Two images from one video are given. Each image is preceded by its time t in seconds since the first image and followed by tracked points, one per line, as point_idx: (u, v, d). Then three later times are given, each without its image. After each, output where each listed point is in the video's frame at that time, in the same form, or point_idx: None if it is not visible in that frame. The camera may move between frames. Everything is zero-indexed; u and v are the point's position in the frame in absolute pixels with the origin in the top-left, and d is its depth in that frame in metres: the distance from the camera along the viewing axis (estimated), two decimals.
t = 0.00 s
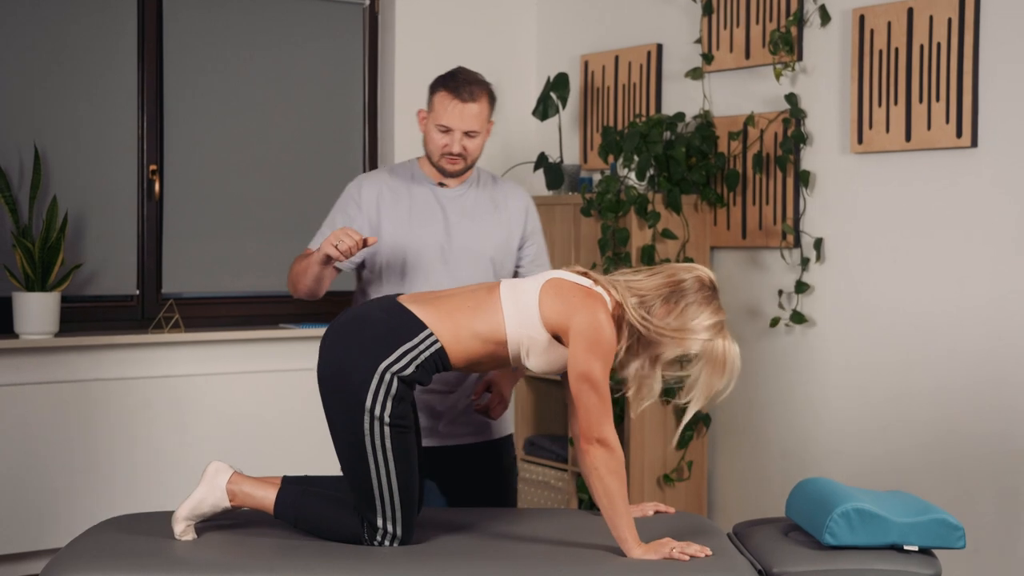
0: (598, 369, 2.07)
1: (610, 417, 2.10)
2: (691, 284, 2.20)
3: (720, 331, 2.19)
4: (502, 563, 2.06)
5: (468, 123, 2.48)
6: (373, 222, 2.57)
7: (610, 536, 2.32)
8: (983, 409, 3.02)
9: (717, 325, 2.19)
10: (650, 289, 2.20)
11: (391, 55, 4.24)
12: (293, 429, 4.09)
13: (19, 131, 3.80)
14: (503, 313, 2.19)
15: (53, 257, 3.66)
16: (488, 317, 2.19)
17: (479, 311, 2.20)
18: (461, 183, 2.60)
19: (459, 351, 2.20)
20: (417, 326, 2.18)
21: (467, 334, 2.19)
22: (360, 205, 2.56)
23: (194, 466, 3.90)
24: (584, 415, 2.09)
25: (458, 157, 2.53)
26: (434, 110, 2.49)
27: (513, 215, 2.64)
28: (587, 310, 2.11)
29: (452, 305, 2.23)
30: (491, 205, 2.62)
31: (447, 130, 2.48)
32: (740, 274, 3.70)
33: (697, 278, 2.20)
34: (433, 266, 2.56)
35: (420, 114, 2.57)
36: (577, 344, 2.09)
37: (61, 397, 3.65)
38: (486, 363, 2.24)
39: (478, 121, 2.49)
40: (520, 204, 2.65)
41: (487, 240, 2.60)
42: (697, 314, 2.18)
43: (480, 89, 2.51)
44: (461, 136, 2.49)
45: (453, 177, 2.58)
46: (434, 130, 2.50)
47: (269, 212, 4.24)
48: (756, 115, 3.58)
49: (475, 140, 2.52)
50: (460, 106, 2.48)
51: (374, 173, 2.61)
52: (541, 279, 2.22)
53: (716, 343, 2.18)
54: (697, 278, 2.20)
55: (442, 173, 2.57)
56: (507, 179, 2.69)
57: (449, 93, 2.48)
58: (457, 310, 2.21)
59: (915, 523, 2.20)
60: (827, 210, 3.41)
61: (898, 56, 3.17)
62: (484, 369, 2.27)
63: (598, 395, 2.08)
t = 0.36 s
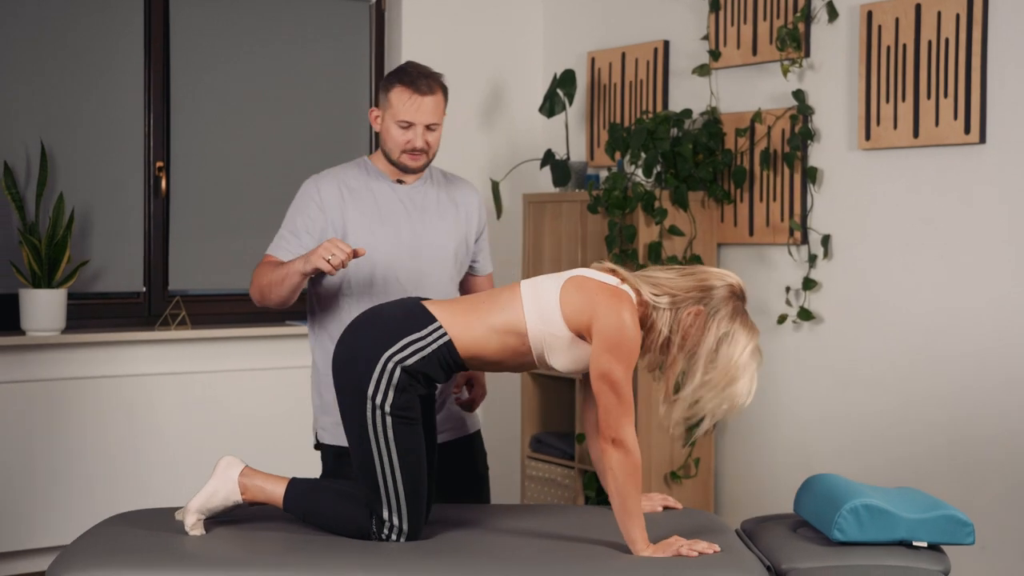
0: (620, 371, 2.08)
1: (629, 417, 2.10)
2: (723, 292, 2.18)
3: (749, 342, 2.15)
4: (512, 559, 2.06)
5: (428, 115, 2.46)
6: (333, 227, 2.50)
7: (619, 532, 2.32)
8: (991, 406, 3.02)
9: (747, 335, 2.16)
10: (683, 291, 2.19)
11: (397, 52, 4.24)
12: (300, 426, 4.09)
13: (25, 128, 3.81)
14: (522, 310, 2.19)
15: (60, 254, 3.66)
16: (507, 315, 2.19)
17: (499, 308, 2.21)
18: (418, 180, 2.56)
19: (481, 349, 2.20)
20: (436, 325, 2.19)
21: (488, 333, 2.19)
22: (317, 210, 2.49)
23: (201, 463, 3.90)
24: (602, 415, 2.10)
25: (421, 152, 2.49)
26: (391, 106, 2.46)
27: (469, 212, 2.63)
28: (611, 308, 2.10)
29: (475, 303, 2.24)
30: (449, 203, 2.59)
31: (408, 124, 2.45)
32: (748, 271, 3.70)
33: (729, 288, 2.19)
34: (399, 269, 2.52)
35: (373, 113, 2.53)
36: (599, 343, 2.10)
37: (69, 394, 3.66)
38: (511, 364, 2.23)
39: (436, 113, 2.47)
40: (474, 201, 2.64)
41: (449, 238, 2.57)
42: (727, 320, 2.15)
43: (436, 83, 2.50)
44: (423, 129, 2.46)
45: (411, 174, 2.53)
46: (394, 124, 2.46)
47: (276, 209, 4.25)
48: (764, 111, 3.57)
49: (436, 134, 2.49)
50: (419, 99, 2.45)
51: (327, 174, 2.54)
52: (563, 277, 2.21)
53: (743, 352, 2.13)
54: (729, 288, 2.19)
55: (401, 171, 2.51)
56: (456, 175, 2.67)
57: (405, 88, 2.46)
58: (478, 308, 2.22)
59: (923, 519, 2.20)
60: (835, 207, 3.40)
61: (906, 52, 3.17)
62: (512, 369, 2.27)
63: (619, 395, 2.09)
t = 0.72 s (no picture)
0: (633, 368, 2.09)
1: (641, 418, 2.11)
2: (743, 300, 2.18)
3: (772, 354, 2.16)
4: (518, 560, 2.06)
5: (416, 113, 2.41)
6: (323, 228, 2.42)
7: (626, 534, 2.31)
8: (999, 408, 3.01)
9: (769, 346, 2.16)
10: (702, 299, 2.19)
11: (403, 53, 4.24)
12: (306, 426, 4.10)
13: (32, 129, 3.82)
14: (537, 307, 2.20)
15: (66, 255, 3.66)
16: (522, 312, 2.20)
17: (515, 304, 2.22)
18: (402, 179, 2.53)
19: (496, 344, 2.21)
20: (453, 316, 2.22)
21: (503, 328, 2.21)
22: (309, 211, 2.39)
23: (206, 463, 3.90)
24: (614, 414, 2.11)
25: (409, 151, 2.45)
26: (380, 104, 2.41)
27: (452, 210, 2.61)
28: (626, 308, 2.11)
29: (493, 299, 2.26)
30: (434, 202, 2.57)
31: (397, 122, 2.40)
32: (754, 272, 3.69)
33: (749, 296, 2.19)
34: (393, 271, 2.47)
35: (357, 113, 2.47)
36: (613, 343, 2.10)
37: (74, 394, 3.66)
38: (526, 362, 2.24)
39: (424, 111, 2.43)
40: (455, 199, 2.63)
41: (438, 236, 2.55)
42: (749, 330, 2.16)
43: (422, 80, 2.45)
44: (412, 128, 2.42)
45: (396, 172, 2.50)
46: (381, 124, 2.41)
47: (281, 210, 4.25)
48: (769, 112, 3.57)
49: (423, 132, 2.45)
50: (407, 96, 2.41)
51: (309, 176, 2.46)
52: (579, 277, 2.22)
53: (768, 365, 2.15)
54: (750, 297, 2.19)
55: (389, 170, 2.46)
56: (431, 174, 2.64)
57: (393, 85, 2.41)
58: (496, 305, 2.24)
59: (930, 520, 2.20)
60: (842, 208, 3.40)
61: (912, 53, 3.16)
62: (526, 369, 2.28)
63: (632, 394, 2.10)
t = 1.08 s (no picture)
0: (644, 366, 2.09)
1: (648, 415, 2.11)
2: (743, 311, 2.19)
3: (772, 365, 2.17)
4: (521, 560, 2.06)
5: (430, 113, 2.41)
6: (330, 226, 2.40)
7: (628, 533, 2.31)
8: (1002, 408, 3.01)
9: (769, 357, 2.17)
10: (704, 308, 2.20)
11: (406, 53, 4.24)
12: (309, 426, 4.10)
13: (36, 129, 3.83)
14: (550, 314, 2.21)
15: (69, 255, 3.67)
16: (534, 320, 2.21)
17: (528, 312, 2.23)
18: (408, 179, 2.51)
19: (508, 353, 2.21)
20: (467, 327, 2.21)
21: (514, 336, 2.21)
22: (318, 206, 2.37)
23: (209, 462, 3.91)
24: (622, 410, 2.11)
25: (421, 150, 2.44)
26: (395, 101, 2.39)
27: (457, 212, 2.60)
28: (638, 307, 2.12)
29: (502, 308, 2.25)
30: (440, 203, 2.56)
31: (410, 120, 2.39)
32: (757, 272, 3.69)
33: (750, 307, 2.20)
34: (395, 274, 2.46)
35: (368, 110, 2.45)
36: (625, 340, 2.11)
37: (77, 394, 3.67)
38: (537, 368, 2.25)
39: (436, 111, 2.43)
40: (460, 201, 2.62)
41: (443, 237, 2.54)
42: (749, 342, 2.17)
43: (438, 80, 2.45)
44: (425, 127, 2.41)
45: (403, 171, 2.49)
46: (394, 121, 2.40)
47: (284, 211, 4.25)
48: (772, 112, 3.57)
49: (434, 132, 2.45)
50: (421, 95, 2.40)
51: (318, 172, 2.44)
52: (589, 281, 2.23)
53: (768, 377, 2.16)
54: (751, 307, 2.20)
55: (398, 169, 2.45)
56: (436, 175, 2.63)
57: (408, 84, 2.40)
58: (506, 313, 2.24)
59: (932, 520, 2.19)
60: (844, 208, 3.40)
61: (915, 53, 3.16)
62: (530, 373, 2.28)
63: (642, 392, 2.10)
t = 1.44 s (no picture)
0: (653, 365, 2.10)
1: (656, 414, 2.12)
2: (751, 315, 2.20)
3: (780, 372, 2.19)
4: (530, 559, 2.07)
5: (451, 112, 2.42)
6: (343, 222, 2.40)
7: (636, 532, 2.31)
8: (1008, 407, 3.00)
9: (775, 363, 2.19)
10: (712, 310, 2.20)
11: (411, 53, 4.25)
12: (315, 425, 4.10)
13: (42, 128, 3.83)
14: (558, 315, 2.21)
15: (76, 254, 3.67)
16: (541, 322, 2.21)
17: (535, 314, 2.22)
18: (422, 179, 2.51)
19: (516, 355, 2.21)
20: (477, 329, 2.20)
21: (522, 337, 2.21)
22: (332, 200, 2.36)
23: (215, 462, 3.91)
24: (630, 408, 2.11)
25: (438, 149, 2.44)
26: (416, 98, 2.40)
27: (471, 213, 2.59)
28: (647, 306, 2.13)
29: (510, 309, 2.25)
30: (454, 204, 2.55)
31: (429, 118, 2.40)
32: (763, 271, 3.69)
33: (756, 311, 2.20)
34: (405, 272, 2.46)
35: (387, 105, 2.45)
36: (634, 340, 2.11)
37: (83, 393, 3.68)
38: (546, 368, 2.25)
39: (456, 112, 2.43)
40: (475, 202, 2.61)
41: (455, 237, 2.53)
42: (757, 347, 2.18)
43: (459, 81, 2.46)
44: (443, 126, 2.42)
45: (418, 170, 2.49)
46: (414, 118, 2.40)
47: (290, 210, 4.26)
48: (779, 111, 3.57)
49: (453, 132, 2.45)
50: (442, 94, 2.41)
51: (333, 167, 2.44)
52: (596, 281, 2.23)
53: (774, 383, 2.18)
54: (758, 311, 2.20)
55: (414, 167, 2.45)
56: (451, 175, 2.62)
57: (430, 81, 2.41)
58: (514, 314, 2.24)
59: (940, 519, 2.19)
60: (850, 207, 3.40)
61: (921, 52, 3.16)
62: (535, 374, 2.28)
63: (651, 391, 2.10)
